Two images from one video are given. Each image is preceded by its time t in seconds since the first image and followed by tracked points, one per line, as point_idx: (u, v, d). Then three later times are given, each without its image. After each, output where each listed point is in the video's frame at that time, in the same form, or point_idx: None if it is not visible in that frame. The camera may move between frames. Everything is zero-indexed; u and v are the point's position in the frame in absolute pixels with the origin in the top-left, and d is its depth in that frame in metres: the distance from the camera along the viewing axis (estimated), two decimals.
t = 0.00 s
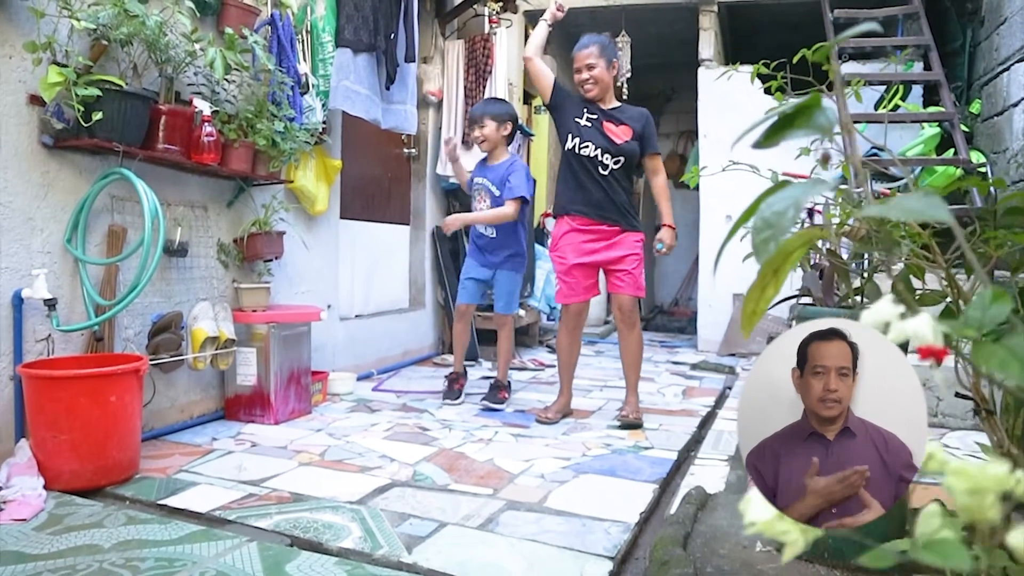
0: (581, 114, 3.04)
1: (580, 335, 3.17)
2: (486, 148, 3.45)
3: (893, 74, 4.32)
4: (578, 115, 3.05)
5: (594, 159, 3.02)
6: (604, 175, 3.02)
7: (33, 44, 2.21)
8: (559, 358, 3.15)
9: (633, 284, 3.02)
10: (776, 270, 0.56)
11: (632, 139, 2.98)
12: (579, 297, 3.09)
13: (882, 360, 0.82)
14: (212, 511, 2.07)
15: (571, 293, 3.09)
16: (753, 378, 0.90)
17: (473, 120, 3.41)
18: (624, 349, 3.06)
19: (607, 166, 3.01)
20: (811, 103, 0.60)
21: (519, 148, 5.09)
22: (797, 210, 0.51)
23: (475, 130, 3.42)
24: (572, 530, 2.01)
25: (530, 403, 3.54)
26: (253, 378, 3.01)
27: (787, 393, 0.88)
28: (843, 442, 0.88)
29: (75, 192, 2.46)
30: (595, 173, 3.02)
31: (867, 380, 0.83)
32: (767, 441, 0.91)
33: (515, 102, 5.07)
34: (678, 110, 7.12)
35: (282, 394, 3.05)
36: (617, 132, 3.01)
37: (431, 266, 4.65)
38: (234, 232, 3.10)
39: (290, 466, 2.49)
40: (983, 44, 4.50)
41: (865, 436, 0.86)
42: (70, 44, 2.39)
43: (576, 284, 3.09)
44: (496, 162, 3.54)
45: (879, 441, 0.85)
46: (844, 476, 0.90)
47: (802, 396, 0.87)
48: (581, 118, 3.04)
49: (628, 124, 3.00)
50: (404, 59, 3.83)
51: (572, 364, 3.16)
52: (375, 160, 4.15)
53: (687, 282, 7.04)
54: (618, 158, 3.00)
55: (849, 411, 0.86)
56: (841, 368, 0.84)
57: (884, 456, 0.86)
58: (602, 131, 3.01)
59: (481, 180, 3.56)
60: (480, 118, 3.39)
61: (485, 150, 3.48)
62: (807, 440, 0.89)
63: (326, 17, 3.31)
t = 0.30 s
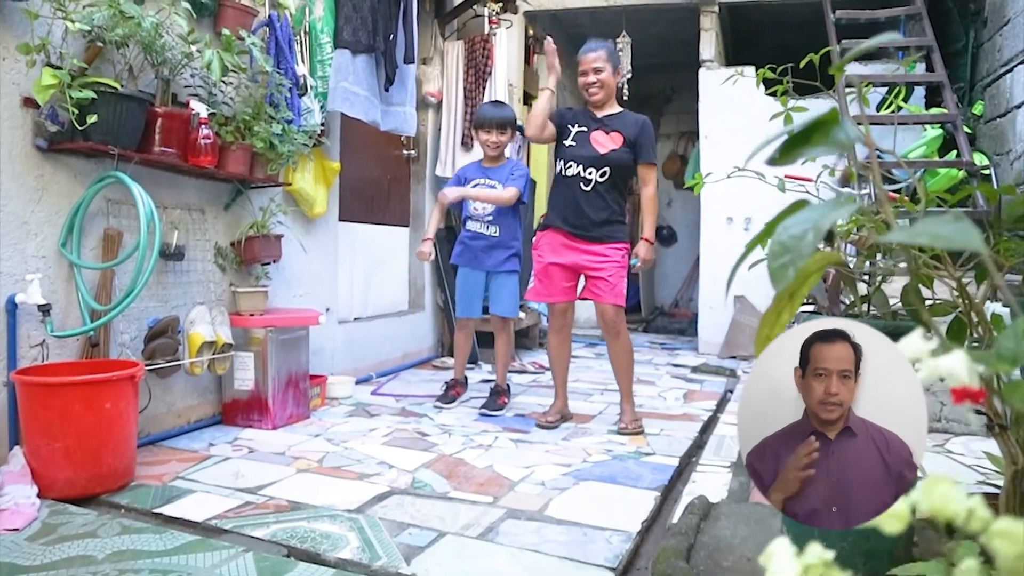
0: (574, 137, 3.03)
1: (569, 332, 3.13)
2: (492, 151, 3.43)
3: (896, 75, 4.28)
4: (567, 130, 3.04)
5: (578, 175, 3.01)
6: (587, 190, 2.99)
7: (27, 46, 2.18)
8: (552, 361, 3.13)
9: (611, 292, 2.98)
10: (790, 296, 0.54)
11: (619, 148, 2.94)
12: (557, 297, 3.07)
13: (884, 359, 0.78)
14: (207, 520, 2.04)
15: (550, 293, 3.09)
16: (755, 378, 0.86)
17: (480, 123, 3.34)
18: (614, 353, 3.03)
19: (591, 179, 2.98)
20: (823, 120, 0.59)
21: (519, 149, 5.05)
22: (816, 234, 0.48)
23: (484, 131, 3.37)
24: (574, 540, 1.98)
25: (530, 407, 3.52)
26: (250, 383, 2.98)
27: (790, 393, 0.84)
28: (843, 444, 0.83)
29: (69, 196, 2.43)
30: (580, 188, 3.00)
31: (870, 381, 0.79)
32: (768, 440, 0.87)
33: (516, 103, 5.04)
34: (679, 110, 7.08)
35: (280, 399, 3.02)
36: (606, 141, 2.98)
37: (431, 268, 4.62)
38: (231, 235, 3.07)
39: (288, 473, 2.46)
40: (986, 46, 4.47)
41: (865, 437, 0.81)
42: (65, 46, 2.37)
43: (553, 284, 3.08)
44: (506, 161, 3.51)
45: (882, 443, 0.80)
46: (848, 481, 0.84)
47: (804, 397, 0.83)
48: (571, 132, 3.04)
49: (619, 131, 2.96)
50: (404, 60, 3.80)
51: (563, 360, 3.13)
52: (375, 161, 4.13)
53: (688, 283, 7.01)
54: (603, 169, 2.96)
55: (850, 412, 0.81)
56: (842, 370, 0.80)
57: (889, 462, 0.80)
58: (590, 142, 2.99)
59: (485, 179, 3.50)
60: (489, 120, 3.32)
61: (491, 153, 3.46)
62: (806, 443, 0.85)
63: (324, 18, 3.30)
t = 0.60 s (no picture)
0: (582, 150, 3.05)
1: (569, 339, 3.10)
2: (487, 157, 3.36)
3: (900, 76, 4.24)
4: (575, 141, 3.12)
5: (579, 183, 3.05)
6: (586, 196, 3.00)
7: (25, 52, 2.16)
8: (553, 363, 3.11)
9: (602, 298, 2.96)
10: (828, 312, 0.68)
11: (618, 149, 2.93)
12: (558, 300, 3.05)
13: (886, 364, 0.86)
14: (208, 530, 2.03)
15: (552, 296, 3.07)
16: (755, 382, 0.92)
17: (474, 129, 3.31)
18: (614, 360, 3.00)
19: (589, 185, 3.00)
20: (848, 149, 0.63)
21: (521, 152, 5.03)
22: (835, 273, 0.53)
23: (476, 139, 3.33)
24: (577, 551, 1.96)
25: (532, 413, 3.50)
26: (251, 389, 2.97)
27: (791, 395, 0.91)
28: (845, 442, 0.92)
29: (69, 202, 2.42)
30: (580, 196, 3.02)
31: (873, 382, 0.87)
32: (767, 441, 0.95)
33: (517, 105, 5.03)
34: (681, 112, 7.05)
35: (281, 405, 3.00)
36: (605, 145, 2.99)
37: (432, 271, 4.60)
38: (232, 240, 3.05)
39: (288, 481, 2.44)
40: (989, 48, 4.44)
41: (867, 438, 0.90)
42: (64, 52, 2.35)
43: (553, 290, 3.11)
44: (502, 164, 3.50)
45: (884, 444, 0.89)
46: (849, 473, 0.95)
47: (807, 399, 0.90)
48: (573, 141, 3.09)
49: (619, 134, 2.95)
50: (405, 63, 3.77)
51: (564, 368, 3.13)
52: (376, 164, 4.12)
53: (689, 285, 6.99)
54: (599, 173, 2.97)
55: (852, 414, 0.90)
56: (845, 372, 0.88)
57: (890, 460, 0.90)
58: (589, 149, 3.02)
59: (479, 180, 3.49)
60: (483, 125, 3.29)
61: (485, 158, 3.40)
62: (808, 439, 0.94)
63: (325, 21, 3.25)
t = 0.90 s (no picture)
0: (593, 151, 2.99)
1: (590, 350, 3.09)
2: (482, 155, 3.35)
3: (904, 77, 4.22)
4: (577, 143, 3.02)
5: (598, 184, 2.97)
6: (610, 198, 2.96)
7: (23, 50, 2.13)
8: (570, 372, 3.09)
9: (650, 298, 2.96)
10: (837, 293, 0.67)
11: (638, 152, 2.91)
12: (591, 314, 3.02)
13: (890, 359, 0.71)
14: (208, 535, 2.00)
15: (584, 311, 3.02)
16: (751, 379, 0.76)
17: (468, 127, 3.26)
18: (637, 363, 3.01)
19: (613, 187, 2.95)
20: (883, 149, 0.62)
21: (523, 152, 5.00)
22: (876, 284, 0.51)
23: (472, 137, 3.29)
24: (582, 556, 1.94)
25: (535, 414, 3.47)
26: (252, 391, 2.94)
27: (791, 395, 0.75)
28: (846, 445, 0.76)
29: (68, 202, 2.39)
30: (604, 197, 2.96)
31: (876, 380, 0.72)
32: (765, 444, 0.79)
33: (519, 105, 5.00)
34: (683, 111, 7.02)
35: (281, 407, 2.97)
36: (621, 147, 2.95)
37: (434, 271, 4.57)
38: (232, 240, 3.02)
39: (289, 485, 2.41)
40: (994, 47, 4.41)
41: (869, 439, 0.75)
42: (63, 50, 2.32)
43: (588, 301, 3.02)
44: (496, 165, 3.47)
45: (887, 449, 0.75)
46: (850, 474, 0.79)
47: (807, 398, 0.74)
48: (585, 142, 3.01)
49: (635, 136, 2.94)
50: (407, 62, 3.74)
51: (580, 382, 3.11)
52: (378, 164, 4.11)
53: (691, 285, 6.96)
54: (623, 176, 2.93)
55: (855, 414, 0.74)
56: (847, 371, 0.73)
57: (893, 463, 0.76)
58: (606, 150, 2.96)
59: (475, 180, 3.43)
60: (478, 124, 3.24)
61: (480, 156, 3.38)
62: (809, 440, 0.78)
63: (326, 20, 3.23)
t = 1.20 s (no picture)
0: (592, 146, 2.89)
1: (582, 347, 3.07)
2: (481, 160, 3.33)
3: (909, 80, 4.18)
4: (578, 134, 2.91)
5: (598, 183, 2.88)
6: (608, 200, 2.88)
7: (22, 58, 2.11)
8: (565, 375, 3.06)
9: (633, 302, 2.92)
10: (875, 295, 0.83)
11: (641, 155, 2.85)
12: (573, 313, 2.98)
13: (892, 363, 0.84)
14: (210, 549, 1.97)
15: (565, 310, 2.98)
16: (756, 381, 0.92)
17: (465, 134, 3.27)
18: (630, 367, 2.97)
19: (613, 188, 2.87)
20: (928, 193, 0.75)
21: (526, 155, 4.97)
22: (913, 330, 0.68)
23: (472, 141, 3.28)
24: (589, 571, 1.91)
25: (538, 421, 3.44)
26: (254, 400, 2.91)
27: (793, 395, 0.90)
28: (847, 443, 0.89)
29: (68, 211, 2.37)
30: (601, 197, 2.88)
31: (876, 382, 0.86)
32: (769, 441, 0.92)
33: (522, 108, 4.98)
34: (685, 113, 6.97)
35: (283, 415, 2.94)
36: (623, 147, 2.87)
37: (435, 276, 4.54)
38: (233, 247, 3.00)
39: (292, 497, 2.39)
40: (999, 50, 4.36)
41: (868, 438, 0.88)
42: (62, 58, 2.29)
43: (571, 300, 2.97)
44: (496, 167, 3.42)
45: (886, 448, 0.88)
46: (850, 475, 0.91)
47: (809, 398, 0.89)
48: (586, 137, 2.90)
49: (637, 138, 2.87)
50: (409, 67, 3.70)
51: (576, 380, 3.09)
52: (380, 168, 4.09)
53: (694, 287, 6.93)
54: (624, 178, 2.86)
55: (854, 413, 0.88)
56: (848, 371, 0.87)
57: (892, 461, 0.88)
58: (608, 148, 2.87)
59: (474, 184, 3.39)
60: (477, 129, 3.24)
61: (480, 161, 3.37)
62: (810, 439, 0.91)
63: (329, 24, 3.23)
